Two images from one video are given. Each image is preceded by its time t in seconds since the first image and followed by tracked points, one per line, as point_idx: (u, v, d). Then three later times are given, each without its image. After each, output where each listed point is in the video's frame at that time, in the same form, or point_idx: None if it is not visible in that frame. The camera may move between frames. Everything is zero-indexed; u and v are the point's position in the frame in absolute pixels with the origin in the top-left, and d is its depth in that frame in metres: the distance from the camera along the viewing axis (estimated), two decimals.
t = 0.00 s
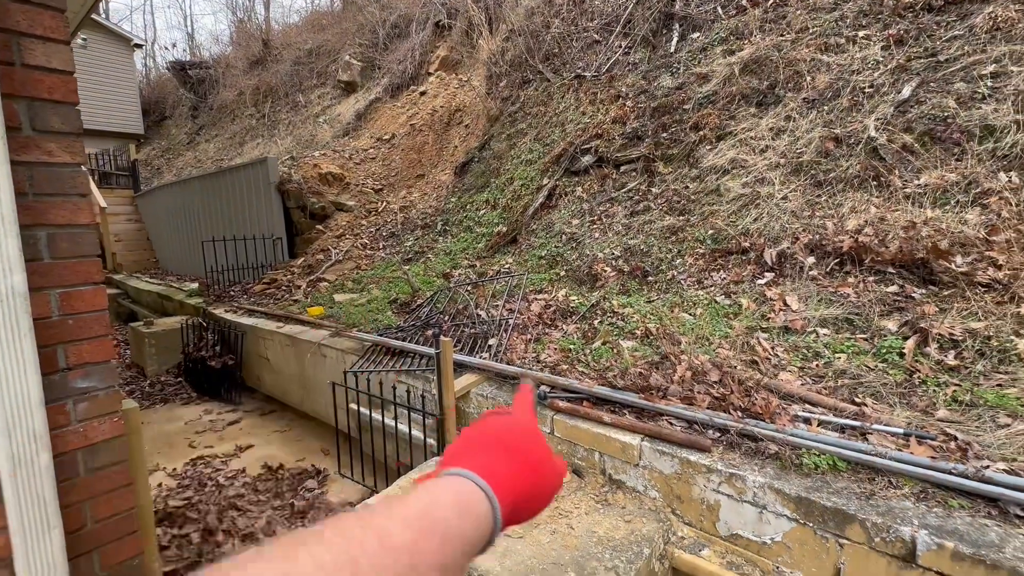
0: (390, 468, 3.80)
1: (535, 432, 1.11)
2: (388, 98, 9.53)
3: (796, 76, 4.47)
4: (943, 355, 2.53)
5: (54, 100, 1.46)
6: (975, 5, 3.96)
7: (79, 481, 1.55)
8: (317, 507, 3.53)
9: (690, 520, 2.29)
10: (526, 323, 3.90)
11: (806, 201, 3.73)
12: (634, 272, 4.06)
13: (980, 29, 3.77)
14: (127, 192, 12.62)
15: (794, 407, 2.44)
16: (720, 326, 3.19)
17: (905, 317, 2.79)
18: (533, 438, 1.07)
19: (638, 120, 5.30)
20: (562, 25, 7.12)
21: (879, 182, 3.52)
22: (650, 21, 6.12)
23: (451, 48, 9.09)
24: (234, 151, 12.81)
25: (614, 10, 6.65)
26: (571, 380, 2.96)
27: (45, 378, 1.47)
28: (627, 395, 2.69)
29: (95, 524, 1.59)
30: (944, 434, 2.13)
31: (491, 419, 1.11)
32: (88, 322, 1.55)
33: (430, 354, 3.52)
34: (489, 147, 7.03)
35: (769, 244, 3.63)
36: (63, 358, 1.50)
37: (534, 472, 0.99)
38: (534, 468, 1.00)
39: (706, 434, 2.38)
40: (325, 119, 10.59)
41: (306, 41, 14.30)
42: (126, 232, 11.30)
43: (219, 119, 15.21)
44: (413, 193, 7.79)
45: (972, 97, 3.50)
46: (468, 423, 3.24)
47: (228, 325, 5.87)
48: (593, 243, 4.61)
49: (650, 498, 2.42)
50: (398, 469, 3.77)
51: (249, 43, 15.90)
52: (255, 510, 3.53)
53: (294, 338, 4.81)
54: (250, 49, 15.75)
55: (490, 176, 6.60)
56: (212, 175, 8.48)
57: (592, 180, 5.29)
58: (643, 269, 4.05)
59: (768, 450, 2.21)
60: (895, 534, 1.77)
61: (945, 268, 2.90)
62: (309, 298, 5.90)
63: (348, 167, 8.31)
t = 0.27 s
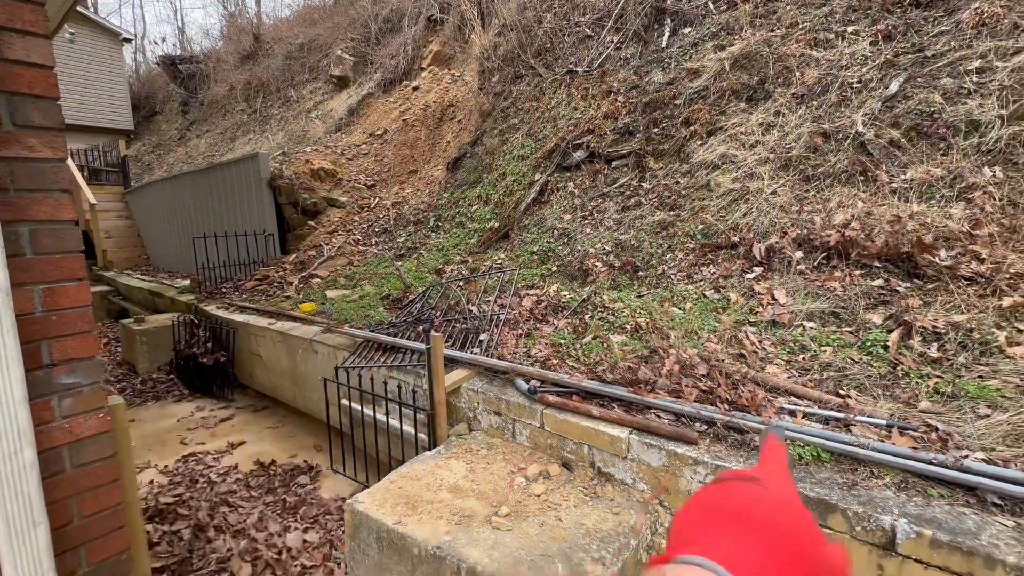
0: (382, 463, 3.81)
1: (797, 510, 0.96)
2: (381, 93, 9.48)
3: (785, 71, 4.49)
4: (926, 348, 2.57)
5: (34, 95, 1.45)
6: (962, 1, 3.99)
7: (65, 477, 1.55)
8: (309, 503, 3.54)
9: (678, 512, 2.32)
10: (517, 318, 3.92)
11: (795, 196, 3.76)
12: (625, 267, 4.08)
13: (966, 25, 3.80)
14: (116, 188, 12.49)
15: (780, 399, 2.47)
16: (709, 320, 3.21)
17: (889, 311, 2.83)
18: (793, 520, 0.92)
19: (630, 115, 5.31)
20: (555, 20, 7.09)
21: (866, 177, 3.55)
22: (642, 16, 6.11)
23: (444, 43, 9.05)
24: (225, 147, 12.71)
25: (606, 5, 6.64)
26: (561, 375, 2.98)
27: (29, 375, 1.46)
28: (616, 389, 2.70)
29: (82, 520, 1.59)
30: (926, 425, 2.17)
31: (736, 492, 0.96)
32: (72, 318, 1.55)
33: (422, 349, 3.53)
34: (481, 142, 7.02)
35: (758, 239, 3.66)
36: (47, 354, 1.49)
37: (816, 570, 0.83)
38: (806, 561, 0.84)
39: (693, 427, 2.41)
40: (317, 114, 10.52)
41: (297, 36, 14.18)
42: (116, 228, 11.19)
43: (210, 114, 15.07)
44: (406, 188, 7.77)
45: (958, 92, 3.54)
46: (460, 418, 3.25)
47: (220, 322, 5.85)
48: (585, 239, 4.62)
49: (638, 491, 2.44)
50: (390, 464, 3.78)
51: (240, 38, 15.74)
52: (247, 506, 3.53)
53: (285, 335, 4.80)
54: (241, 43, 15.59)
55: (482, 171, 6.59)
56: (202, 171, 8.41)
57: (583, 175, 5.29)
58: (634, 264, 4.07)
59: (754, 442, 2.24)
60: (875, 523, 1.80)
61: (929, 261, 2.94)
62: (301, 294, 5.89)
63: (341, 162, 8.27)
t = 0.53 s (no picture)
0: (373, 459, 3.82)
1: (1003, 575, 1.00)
2: (374, 88, 9.43)
3: (775, 66, 4.49)
4: (910, 341, 2.59)
5: (10, 90, 1.44)
6: None
7: (46, 474, 1.55)
8: (300, 498, 3.55)
9: (663, 504, 2.34)
10: (507, 314, 3.92)
11: (783, 190, 3.78)
12: (616, 262, 4.09)
13: (954, 19, 3.81)
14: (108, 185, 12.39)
15: (765, 393, 2.49)
16: (697, 315, 3.23)
17: (874, 304, 2.85)
18: None
19: (621, 110, 5.30)
20: (547, 14, 7.07)
21: (853, 172, 3.57)
22: (634, 10, 6.09)
23: (437, 38, 9.01)
24: (218, 143, 12.63)
25: None
26: (550, 369, 2.99)
27: (8, 371, 1.46)
28: (604, 383, 2.72)
29: (64, 516, 1.59)
30: (907, 417, 2.19)
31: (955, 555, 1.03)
32: (51, 314, 1.54)
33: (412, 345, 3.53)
34: (474, 138, 7.00)
35: (747, 234, 3.67)
36: (26, 351, 1.49)
37: None
38: None
39: (679, 420, 2.42)
40: (310, 109, 10.46)
41: (290, 30, 14.07)
42: (107, 225, 11.11)
43: (202, 110, 14.96)
44: (399, 184, 7.75)
45: (945, 87, 3.55)
46: (449, 413, 3.26)
47: (212, 318, 5.83)
48: (576, 234, 4.63)
49: (624, 484, 2.46)
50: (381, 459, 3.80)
51: (232, 32, 15.60)
52: (238, 502, 3.54)
53: (277, 331, 4.79)
54: (233, 38, 15.46)
55: (475, 167, 6.57)
56: (194, 167, 8.36)
57: (575, 170, 5.29)
58: (624, 259, 4.08)
59: (738, 435, 2.25)
60: (854, 514, 1.83)
61: (914, 255, 2.96)
62: (293, 291, 5.87)
63: (333, 158, 8.23)
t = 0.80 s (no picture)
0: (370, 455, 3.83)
1: None
2: (371, 84, 9.40)
3: (772, 59, 4.46)
4: (903, 335, 2.59)
5: None
6: None
7: (37, 470, 1.56)
8: (296, 494, 3.56)
9: (656, 499, 2.34)
10: (503, 309, 3.92)
11: (779, 185, 3.76)
12: (611, 258, 4.09)
13: (952, 11, 3.78)
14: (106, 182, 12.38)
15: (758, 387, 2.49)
16: (691, 309, 3.23)
17: (869, 299, 2.85)
18: None
19: (618, 104, 5.28)
20: (544, 8, 7.02)
21: (849, 166, 3.56)
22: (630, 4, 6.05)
23: (434, 33, 8.96)
24: (216, 139, 12.60)
25: None
26: (544, 365, 2.99)
27: None
28: (597, 378, 2.72)
29: (55, 512, 1.60)
30: (899, 411, 2.19)
31: None
32: (38, 312, 1.54)
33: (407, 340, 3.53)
34: (470, 133, 6.98)
35: (742, 229, 3.66)
36: (14, 348, 1.49)
37: None
38: None
39: (671, 415, 2.42)
40: (307, 106, 10.43)
41: (287, 26, 14.02)
42: (106, 222, 11.11)
43: (200, 106, 14.92)
44: (397, 180, 7.73)
45: (942, 79, 3.53)
46: (445, 409, 3.27)
47: (209, 315, 5.83)
48: (572, 229, 4.62)
49: (617, 479, 2.47)
50: (377, 455, 3.81)
51: (230, 28, 15.54)
52: (235, 498, 3.55)
53: (274, 327, 4.80)
54: (230, 34, 15.39)
55: (472, 162, 6.56)
56: (191, 164, 8.35)
57: (572, 165, 5.28)
58: (620, 254, 4.07)
59: (730, 430, 2.25)
60: (844, 508, 1.83)
61: (909, 249, 2.95)
62: (290, 287, 5.87)
63: (331, 154, 8.22)
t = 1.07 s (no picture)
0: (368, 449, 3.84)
1: None
2: (370, 80, 9.36)
3: (771, 51, 4.42)
4: (903, 327, 2.56)
5: None
6: None
7: (23, 462, 1.54)
8: (293, 489, 3.56)
9: (651, 492, 2.32)
10: (500, 304, 3.90)
11: (778, 177, 3.73)
12: (609, 251, 4.06)
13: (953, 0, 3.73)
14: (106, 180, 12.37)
15: (755, 379, 2.46)
16: (689, 302, 3.20)
17: (868, 290, 2.81)
18: None
19: (616, 98, 5.24)
20: (543, 2, 6.97)
21: (849, 157, 3.52)
22: None
23: (433, 29, 8.92)
24: (215, 137, 12.58)
25: None
26: (540, 358, 2.97)
27: None
28: (593, 371, 2.69)
29: (41, 505, 1.59)
30: (897, 403, 2.16)
31: None
32: (22, 302, 1.53)
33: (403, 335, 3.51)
34: (469, 128, 6.95)
35: (741, 221, 3.63)
36: None
37: None
38: None
39: (667, 408, 2.40)
40: (307, 102, 10.40)
41: (286, 23, 13.98)
42: (107, 221, 11.12)
43: (200, 104, 14.91)
44: (395, 176, 7.70)
45: (943, 69, 3.49)
46: (440, 403, 3.25)
47: (207, 311, 5.83)
48: (570, 223, 4.59)
49: (613, 472, 2.45)
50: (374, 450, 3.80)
51: (229, 25, 15.51)
52: (231, 493, 3.55)
53: (271, 323, 4.79)
54: (230, 31, 15.36)
55: (470, 157, 6.53)
56: (190, 161, 8.34)
57: (570, 160, 5.24)
58: (618, 248, 4.05)
59: (726, 422, 2.23)
60: (840, 500, 1.81)
61: (909, 241, 2.92)
62: (288, 283, 5.86)
63: (329, 151, 8.19)
